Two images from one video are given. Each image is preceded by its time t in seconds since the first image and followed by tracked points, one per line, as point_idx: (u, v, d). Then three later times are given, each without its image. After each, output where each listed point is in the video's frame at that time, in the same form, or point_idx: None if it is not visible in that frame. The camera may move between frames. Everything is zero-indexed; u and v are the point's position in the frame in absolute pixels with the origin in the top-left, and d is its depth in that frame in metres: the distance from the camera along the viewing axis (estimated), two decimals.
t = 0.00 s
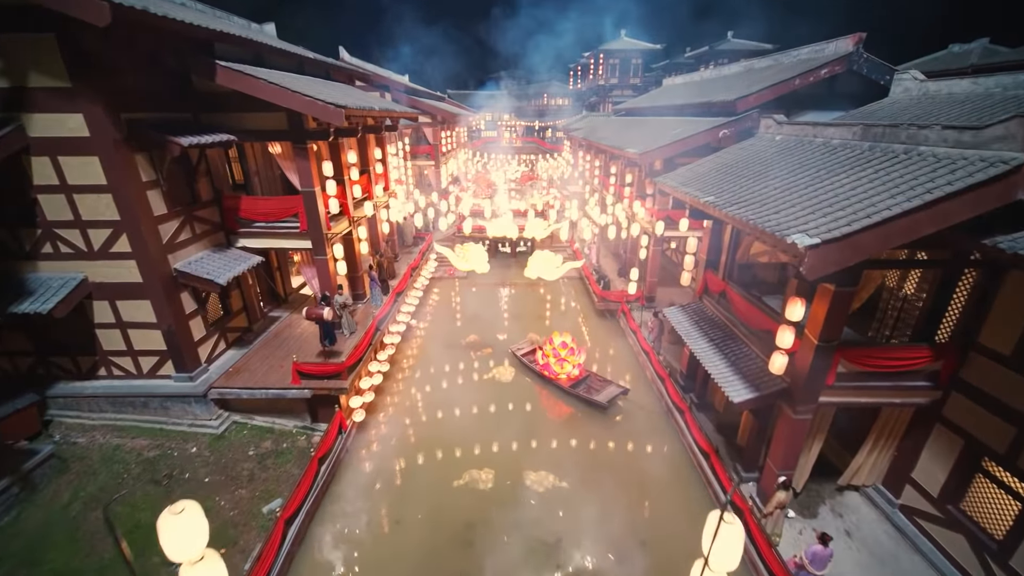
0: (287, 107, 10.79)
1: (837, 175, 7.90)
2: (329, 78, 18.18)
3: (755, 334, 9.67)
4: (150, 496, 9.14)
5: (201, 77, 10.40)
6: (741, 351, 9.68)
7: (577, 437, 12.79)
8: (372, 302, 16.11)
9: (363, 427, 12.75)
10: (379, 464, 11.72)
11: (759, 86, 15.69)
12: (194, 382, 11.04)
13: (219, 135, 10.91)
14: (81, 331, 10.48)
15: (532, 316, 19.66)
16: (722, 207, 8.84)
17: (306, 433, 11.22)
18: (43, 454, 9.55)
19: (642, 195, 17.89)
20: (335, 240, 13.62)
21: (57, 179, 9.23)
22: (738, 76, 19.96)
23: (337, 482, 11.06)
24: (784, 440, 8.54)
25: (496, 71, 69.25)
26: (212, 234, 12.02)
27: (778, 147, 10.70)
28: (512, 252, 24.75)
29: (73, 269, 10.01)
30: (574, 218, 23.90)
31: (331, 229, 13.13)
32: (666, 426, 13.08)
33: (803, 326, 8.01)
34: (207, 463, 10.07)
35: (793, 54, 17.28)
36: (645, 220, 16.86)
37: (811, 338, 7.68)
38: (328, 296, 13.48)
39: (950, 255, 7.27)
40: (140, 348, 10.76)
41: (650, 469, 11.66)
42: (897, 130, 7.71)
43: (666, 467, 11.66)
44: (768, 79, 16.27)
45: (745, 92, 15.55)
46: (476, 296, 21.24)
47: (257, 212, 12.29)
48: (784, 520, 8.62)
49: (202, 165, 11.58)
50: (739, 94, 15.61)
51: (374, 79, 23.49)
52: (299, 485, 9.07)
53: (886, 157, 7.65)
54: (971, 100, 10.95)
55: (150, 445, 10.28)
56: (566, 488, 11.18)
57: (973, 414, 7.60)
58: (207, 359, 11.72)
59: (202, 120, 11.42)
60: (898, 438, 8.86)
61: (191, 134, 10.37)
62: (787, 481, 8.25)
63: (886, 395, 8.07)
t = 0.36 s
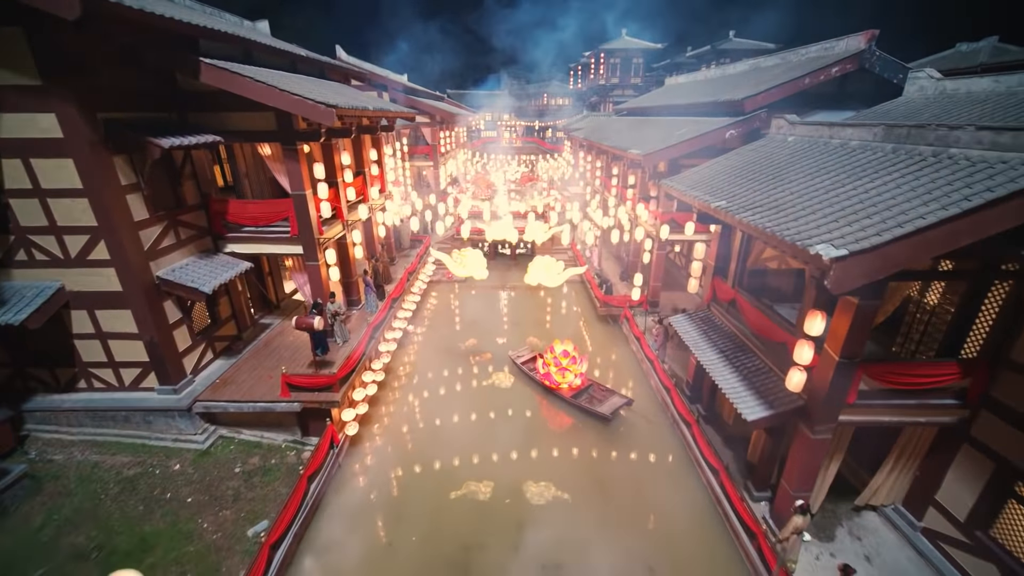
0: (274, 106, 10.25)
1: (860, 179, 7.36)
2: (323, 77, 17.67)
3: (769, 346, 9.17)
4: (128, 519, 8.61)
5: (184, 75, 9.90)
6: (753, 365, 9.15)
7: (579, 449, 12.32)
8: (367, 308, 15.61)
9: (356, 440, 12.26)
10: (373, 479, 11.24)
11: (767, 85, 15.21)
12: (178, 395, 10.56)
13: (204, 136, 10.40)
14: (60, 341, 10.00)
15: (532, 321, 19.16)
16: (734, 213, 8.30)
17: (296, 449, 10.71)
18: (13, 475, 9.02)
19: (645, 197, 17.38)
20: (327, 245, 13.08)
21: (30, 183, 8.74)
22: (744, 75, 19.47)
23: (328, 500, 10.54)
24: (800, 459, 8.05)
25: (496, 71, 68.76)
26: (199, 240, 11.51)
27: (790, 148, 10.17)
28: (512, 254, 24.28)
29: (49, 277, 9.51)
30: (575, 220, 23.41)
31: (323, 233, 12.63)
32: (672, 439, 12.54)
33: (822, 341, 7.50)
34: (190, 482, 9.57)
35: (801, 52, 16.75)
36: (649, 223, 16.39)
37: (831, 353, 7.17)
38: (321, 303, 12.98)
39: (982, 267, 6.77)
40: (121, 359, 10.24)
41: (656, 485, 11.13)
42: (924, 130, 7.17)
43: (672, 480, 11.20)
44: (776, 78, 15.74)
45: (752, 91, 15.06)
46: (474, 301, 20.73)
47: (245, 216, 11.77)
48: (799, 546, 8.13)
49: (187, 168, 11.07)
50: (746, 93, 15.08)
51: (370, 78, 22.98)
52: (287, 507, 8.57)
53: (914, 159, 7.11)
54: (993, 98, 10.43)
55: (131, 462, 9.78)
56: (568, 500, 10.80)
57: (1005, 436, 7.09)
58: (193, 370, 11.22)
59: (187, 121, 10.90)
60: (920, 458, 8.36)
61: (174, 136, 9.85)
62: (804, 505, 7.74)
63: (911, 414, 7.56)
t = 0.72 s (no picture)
0: (261, 105, 9.73)
1: (886, 183, 6.83)
2: (318, 76, 17.15)
3: (786, 360, 8.65)
4: (104, 544, 8.09)
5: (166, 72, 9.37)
6: (768, 381, 8.63)
7: (581, 461, 11.85)
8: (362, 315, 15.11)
9: (350, 453, 11.76)
10: (367, 495, 10.75)
11: (776, 84, 14.72)
12: (161, 410, 10.03)
13: (189, 137, 9.89)
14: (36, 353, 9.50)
15: (533, 326, 18.66)
16: (749, 219, 7.77)
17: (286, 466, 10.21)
18: None
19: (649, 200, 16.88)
20: (320, 250, 12.56)
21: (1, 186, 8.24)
22: (750, 74, 18.98)
23: (318, 520, 10.02)
24: (819, 481, 7.57)
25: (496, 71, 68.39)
26: (184, 246, 11.01)
27: (805, 150, 9.64)
28: (512, 257, 23.79)
29: (24, 286, 9.01)
30: (576, 222, 22.93)
31: (316, 238, 12.11)
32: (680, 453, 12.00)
33: (846, 357, 6.98)
34: (173, 502, 9.04)
35: (810, 50, 16.22)
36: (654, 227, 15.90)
37: (856, 371, 6.63)
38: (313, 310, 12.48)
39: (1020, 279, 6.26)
40: (100, 372, 9.74)
41: (664, 503, 10.59)
42: (957, 131, 6.64)
43: (677, 494, 10.78)
44: (786, 77, 15.22)
45: (760, 91, 14.57)
46: (473, 305, 20.19)
47: (233, 221, 11.26)
48: None
49: (172, 171, 10.56)
50: (755, 92, 14.56)
51: (367, 77, 22.46)
52: (274, 531, 8.07)
53: (946, 162, 6.57)
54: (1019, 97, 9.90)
55: (111, 481, 9.27)
56: (569, 513, 10.46)
57: None
58: (178, 382, 10.70)
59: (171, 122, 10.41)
60: (946, 480, 7.85)
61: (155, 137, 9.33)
62: (825, 532, 7.23)
63: (939, 435, 7.05)
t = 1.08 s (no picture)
0: (248, 103, 9.20)
1: (920, 188, 6.31)
2: (313, 74, 16.65)
3: (805, 374, 8.12)
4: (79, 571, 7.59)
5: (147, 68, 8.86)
6: (788, 397, 8.10)
7: (586, 472, 11.39)
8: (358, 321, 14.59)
9: (344, 468, 11.24)
10: (362, 513, 10.24)
11: (786, 82, 14.21)
12: (144, 425, 9.48)
13: (174, 138, 9.39)
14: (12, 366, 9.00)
15: (535, 332, 18.15)
16: (768, 225, 7.22)
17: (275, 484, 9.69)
18: None
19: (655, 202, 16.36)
20: (313, 255, 12.05)
21: None
22: (757, 73, 18.47)
23: (310, 541, 9.49)
24: (843, 506, 7.06)
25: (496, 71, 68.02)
26: (170, 251, 10.50)
27: (824, 151, 9.11)
28: (513, 260, 23.29)
29: None
30: (579, 224, 22.45)
31: (308, 243, 11.60)
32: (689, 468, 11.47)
33: (876, 375, 6.46)
34: (155, 525, 8.53)
35: (822, 47, 15.74)
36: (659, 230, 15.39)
37: (886, 391, 6.12)
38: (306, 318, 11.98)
39: None
40: (79, 385, 9.22)
41: (674, 522, 10.06)
42: (998, 131, 6.12)
43: (687, 509, 10.30)
44: (796, 75, 14.74)
45: (770, 89, 14.06)
46: (473, 309, 19.66)
47: (222, 225, 10.74)
48: None
49: (156, 174, 10.05)
50: (765, 91, 14.07)
51: (365, 75, 21.95)
52: (260, 557, 7.55)
53: (987, 165, 6.05)
54: None
55: (90, 501, 8.77)
56: (574, 527, 10.02)
57: None
58: (163, 395, 10.19)
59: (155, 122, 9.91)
60: (980, 505, 7.32)
61: (136, 138, 8.81)
62: (852, 563, 6.71)
63: (975, 458, 6.53)
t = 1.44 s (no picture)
0: (236, 101, 8.67)
1: (962, 192, 5.79)
2: (308, 71, 16.15)
3: (830, 390, 7.60)
4: None
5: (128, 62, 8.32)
6: (812, 415, 7.57)
7: (591, 486, 10.89)
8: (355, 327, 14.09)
9: (339, 483, 10.72)
10: (357, 532, 9.72)
11: (798, 80, 13.74)
12: (127, 441, 8.96)
13: (158, 137, 8.88)
14: None
15: (537, 337, 17.66)
16: (793, 231, 6.68)
17: (266, 503, 9.17)
18: None
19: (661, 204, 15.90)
20: (307, 260, 11.55)
21: None
22: (766, 71, 17.99)
23: (302, 563, 8.95)
24: (874, 533, 6.54)
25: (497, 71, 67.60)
26: (156, 257, 9.99)
27: (847, 152, 8.58)
28: (514, 262, 22.84)
29: None
30: (581, 226, 22.01)
31: (302, 247, 11.13)
32: (701, 483, 10.93)
33: (914, 396, 5.93)
34: (136, 549, 8.01)
35: (835, 44, 15.28)
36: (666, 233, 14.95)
37: (926, 413, 5.57)
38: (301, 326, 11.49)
39: None
40: (58, 399, 8.71)
41: (687, 542, 9.51)
42: None
43: (697, 525, 9.84)
44: (808, 73, 14.25)
45: (781, 87, 13.58)
46: (474, 313, 19.13)
47: (210, 229, 10.25)
48: None
49: (141, 176, 9.56)
50: (776, 89, 13.57)
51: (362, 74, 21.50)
52: None
53: None
54: None
55: (68, 523, 8.26)
56: (577, 541, 9.63)
57: None
58: (148, 409, 9.67)
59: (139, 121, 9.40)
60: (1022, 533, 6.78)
61: (117, 138, 8.29)
62: None
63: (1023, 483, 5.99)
